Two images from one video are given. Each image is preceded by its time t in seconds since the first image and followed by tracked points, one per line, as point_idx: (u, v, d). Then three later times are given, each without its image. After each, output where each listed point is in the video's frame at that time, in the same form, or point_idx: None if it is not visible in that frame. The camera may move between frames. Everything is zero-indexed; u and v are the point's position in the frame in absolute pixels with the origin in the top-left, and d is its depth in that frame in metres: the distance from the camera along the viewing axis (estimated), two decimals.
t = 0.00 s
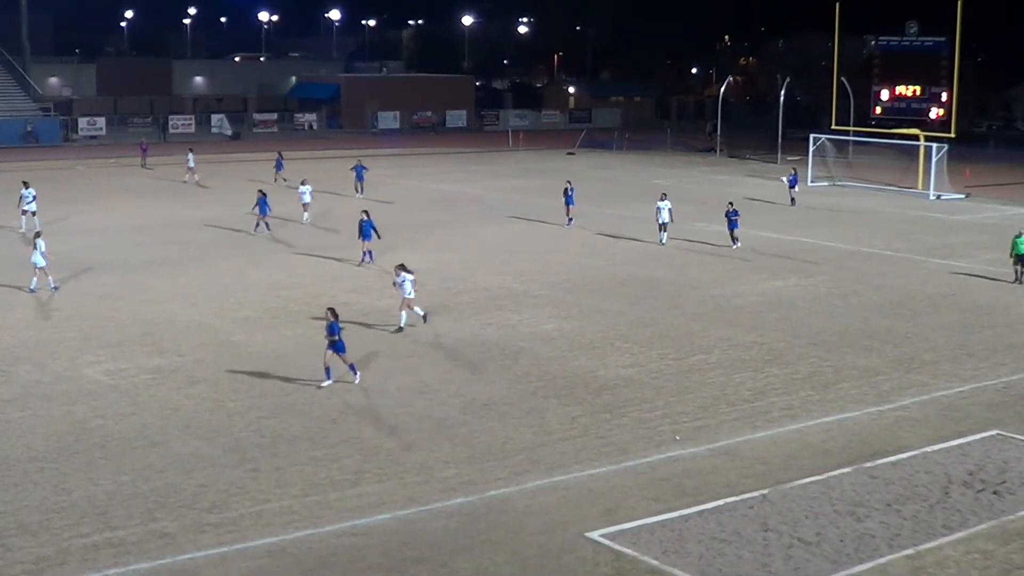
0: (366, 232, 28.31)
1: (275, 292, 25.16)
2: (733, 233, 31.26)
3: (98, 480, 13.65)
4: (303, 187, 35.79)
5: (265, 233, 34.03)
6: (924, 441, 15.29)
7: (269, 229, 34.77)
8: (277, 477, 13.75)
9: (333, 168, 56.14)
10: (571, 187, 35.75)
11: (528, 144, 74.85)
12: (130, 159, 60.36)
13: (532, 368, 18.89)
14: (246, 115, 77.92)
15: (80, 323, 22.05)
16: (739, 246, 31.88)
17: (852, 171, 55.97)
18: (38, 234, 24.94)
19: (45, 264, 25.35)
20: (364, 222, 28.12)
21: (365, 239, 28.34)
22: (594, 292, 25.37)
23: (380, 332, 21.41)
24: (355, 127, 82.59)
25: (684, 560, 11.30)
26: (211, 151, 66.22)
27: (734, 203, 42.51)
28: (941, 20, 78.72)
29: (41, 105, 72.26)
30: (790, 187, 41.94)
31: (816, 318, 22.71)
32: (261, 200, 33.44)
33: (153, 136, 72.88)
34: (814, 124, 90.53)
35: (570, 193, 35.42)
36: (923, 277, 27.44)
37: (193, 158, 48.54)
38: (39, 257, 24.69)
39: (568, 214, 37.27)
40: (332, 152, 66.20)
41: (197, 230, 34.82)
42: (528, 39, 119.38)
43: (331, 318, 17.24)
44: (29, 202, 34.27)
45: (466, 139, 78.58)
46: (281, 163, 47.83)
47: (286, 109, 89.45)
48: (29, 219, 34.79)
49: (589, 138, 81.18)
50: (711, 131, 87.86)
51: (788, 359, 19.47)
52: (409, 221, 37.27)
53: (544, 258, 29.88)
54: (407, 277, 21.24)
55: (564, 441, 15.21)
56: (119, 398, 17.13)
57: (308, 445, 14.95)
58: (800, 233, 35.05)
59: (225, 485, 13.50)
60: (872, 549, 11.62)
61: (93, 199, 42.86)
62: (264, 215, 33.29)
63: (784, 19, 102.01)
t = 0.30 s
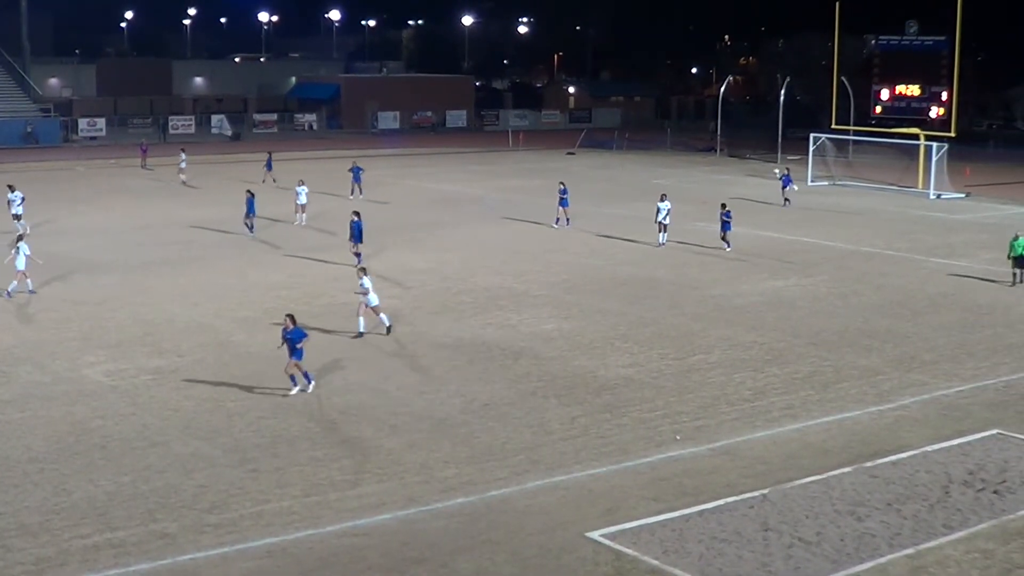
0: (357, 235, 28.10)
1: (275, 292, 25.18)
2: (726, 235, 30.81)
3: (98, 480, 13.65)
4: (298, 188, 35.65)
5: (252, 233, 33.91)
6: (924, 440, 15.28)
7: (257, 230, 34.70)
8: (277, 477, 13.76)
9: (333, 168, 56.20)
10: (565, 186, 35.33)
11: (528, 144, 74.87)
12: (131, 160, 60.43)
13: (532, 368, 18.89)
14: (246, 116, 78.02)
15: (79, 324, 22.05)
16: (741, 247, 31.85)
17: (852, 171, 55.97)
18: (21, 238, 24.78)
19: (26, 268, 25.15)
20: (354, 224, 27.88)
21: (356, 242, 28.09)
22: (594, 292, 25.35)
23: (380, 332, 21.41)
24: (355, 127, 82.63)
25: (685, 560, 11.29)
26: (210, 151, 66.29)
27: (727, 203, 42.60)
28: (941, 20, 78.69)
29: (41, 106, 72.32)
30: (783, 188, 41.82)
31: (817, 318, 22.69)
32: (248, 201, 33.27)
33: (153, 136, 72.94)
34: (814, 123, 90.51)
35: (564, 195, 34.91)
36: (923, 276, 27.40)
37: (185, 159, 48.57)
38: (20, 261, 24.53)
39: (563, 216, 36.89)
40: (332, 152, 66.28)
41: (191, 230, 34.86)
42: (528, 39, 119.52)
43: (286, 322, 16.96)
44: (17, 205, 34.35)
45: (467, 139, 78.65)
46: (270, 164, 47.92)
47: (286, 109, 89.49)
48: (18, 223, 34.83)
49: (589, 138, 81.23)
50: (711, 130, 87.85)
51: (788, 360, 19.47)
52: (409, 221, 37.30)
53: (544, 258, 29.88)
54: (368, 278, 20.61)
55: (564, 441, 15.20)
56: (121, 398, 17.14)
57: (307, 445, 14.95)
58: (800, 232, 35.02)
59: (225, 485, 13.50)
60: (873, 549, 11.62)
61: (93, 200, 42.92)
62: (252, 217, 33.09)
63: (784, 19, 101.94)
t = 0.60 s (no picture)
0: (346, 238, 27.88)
1: (276, 292, 25.20)
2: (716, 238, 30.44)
3: (99, 480, 13.67)
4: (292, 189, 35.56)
5: (239, 235, 33.80)
6: (924, 440, 15.30)
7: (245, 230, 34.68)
8: (277, 477, 13.77)
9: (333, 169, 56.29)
10: (557, 187, 35.09)
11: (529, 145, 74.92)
12: (132, 160, 60.55)
13: (531, 368, 18.91)
14: (246, 116, 78.19)
15: (79, 325, 22.06)
16: (740, 247, 31.89)
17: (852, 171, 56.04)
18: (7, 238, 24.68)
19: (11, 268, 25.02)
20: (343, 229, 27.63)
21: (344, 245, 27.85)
22: (595, 292, 25.38)
23: (380, 332, 21.44)
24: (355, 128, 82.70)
25: (685, 560, 11.31)
26: (211, 151, 66.37)
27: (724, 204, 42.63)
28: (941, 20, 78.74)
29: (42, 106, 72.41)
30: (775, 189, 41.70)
31: (817, 318, 22.71)
32: (235, 203, 33.18)
33: (153, 137, 73.05)
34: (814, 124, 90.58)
35: (557, 197, 34.78)
36: (922, 276, 27.44)
37: (179, 159, 48.63)
38: (7, 261, 24.40)
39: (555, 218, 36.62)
40: (332, 152, 66.40)
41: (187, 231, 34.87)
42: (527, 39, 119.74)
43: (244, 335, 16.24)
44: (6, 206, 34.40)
45: (467, 140, 78.73)
46: (258, 164, 47.97)
47: (286, 110, 89.57)
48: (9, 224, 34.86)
49: (589, 138, 81.31)
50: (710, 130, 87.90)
51: (789, 359, 19.49)
52: (409, 221, 37.37)
53: (544, 258, 29.93)
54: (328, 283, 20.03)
55: (564, 441, 15.21)
56: (121, 398, 17.16)
57: (308, 445, 14.95)
58: (800, 232, 35.06)
59: (225, 485, 13.52)
60: (873, 550, 11.63)
61: (92, 200, 43.02)
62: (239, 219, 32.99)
63: (784, 19, 102.00)
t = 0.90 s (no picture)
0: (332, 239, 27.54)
1: (275, 292, 25.17)
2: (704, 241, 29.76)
3: (98, 480, 13.65)
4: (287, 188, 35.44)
5: (226, 234, 33.70)
6: (924, 441, 15.30)
7: (233, 231, 34.54)
8: (277, 477, 13.76)
9: (332, 168, 56.21)
10: (551, 188, 34.88)
11: (528, 144, 74.85)
12: (130, 159, 60.45)
13: (530, 368, 18.89)
14: (246, 116, 78.15)
15: (77, 324, 22.03)
16: (740, 248, 31.84)
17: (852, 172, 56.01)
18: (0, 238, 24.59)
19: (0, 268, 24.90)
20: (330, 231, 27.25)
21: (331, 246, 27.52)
22: (594, 292, 25.37)
23: (380, 332, 21.41)
24: (355, 127, 82.75)
25: (685, 560, 11.31)
26: (211, 151, 66.24)
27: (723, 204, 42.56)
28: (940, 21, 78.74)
29: (41, 105, 72.32)
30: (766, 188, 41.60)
31: (817, 318, 22.70)
32: (223, 201, 33.07)
33: (153, 136, 73.02)
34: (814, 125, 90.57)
35: (550, 195, 34.71)
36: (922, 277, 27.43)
37: (170, 159, 48.47)
38: None
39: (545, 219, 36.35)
40: (331, 152, 66.29)
41: (182, 230, 34.78)
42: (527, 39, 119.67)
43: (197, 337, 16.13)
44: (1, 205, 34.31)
45: (467, 140, 78.65)
46: (247, 163, 47.85)
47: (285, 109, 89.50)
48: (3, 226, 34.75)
49: (588, 138, 81.25)
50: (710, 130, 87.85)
51: (788, 359, 19.48)
52: (408, 221, 37.31)
53: (543, 258, 29.91)
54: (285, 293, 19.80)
55: (564, 441, 15.20)
56: (118, 397, 17.14)
57: (307, 446, 14.93)
58: (799, 233, 35.02)
59: (225, 484, 13.50)
60: (873, 550, 11.63)
61: (91, 199, 42.94)
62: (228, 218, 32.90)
63: (785, 19, 101.98)
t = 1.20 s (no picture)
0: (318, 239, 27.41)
1: (275, 292, 25.16)
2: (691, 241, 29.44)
3: (98, 480, 13.66)
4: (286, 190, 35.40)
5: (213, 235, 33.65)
6: (923, 440, 15.29)
7: (220, 231, 34.47)
8: (277, 477, 13.76)
9: (330, 168, 56.22)
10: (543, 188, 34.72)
11: (526, 144, 74.86)
12: (129, 159, 60.49)
13: (530, 369, 18.87)
14: (245, 116, 78.19)
15: (77, 324, 22.03)
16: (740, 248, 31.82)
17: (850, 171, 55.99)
18: None
19: None
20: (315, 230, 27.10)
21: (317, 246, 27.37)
22: (594, 292, 25.36)
23: (379, 332, 21.40)
24: (354, 128, 82.81)
25: (684, 560, 11.30)
26: (210, 151, 66.28)
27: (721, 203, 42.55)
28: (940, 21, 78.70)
29: (40, 105, 72.37)
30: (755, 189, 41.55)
31: (816, 318, 22.68)
32: (210, 202, 33.00)
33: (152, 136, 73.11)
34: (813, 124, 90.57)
35: (542, 195, 34.58)
36: (922, 277, 27.41)
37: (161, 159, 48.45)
38: None
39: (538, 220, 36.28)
40: (330, 152, 66.31)
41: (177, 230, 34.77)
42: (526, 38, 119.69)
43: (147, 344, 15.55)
44: None
45: (465, 139, 78.68)
46: (236, 163, 47.78)
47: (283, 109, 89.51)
48: None
49: (587, 138, 81.30)
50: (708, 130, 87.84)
51: (788, 359, 19.47)
52: (407, 221, 37.31)
53: (542, 258, 29.90)
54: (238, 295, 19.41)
55: (562, 441, 15.20)
56: (115, 398, 17.13)
57: (307, 446, 14.93)
58: (798, 232, 35.00)
59: (225, 484, 13.50)
60: (872, 549, 11.63)
61: (90, 199, 42.98)
62: (214, 219, 32.87)
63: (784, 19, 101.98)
